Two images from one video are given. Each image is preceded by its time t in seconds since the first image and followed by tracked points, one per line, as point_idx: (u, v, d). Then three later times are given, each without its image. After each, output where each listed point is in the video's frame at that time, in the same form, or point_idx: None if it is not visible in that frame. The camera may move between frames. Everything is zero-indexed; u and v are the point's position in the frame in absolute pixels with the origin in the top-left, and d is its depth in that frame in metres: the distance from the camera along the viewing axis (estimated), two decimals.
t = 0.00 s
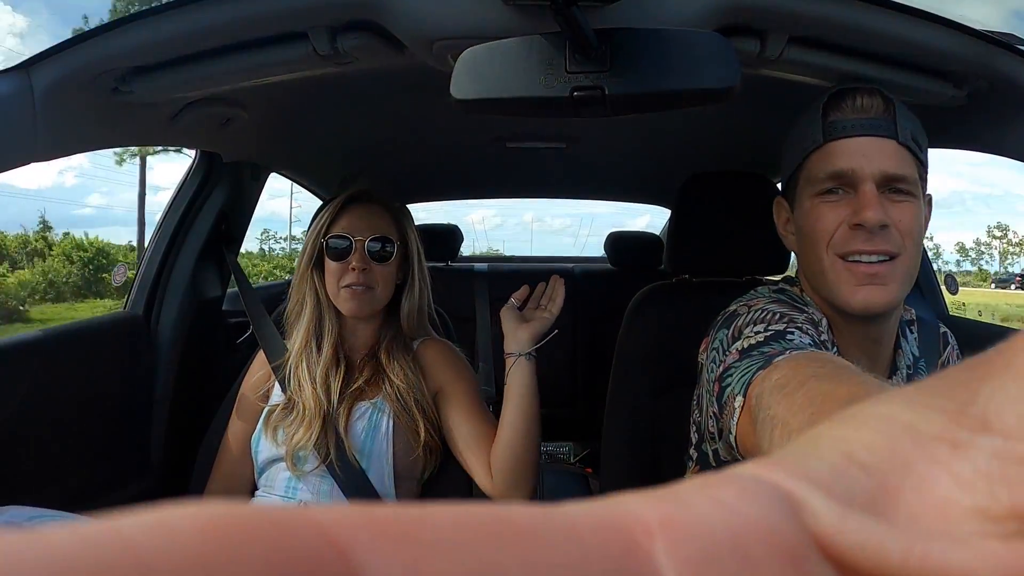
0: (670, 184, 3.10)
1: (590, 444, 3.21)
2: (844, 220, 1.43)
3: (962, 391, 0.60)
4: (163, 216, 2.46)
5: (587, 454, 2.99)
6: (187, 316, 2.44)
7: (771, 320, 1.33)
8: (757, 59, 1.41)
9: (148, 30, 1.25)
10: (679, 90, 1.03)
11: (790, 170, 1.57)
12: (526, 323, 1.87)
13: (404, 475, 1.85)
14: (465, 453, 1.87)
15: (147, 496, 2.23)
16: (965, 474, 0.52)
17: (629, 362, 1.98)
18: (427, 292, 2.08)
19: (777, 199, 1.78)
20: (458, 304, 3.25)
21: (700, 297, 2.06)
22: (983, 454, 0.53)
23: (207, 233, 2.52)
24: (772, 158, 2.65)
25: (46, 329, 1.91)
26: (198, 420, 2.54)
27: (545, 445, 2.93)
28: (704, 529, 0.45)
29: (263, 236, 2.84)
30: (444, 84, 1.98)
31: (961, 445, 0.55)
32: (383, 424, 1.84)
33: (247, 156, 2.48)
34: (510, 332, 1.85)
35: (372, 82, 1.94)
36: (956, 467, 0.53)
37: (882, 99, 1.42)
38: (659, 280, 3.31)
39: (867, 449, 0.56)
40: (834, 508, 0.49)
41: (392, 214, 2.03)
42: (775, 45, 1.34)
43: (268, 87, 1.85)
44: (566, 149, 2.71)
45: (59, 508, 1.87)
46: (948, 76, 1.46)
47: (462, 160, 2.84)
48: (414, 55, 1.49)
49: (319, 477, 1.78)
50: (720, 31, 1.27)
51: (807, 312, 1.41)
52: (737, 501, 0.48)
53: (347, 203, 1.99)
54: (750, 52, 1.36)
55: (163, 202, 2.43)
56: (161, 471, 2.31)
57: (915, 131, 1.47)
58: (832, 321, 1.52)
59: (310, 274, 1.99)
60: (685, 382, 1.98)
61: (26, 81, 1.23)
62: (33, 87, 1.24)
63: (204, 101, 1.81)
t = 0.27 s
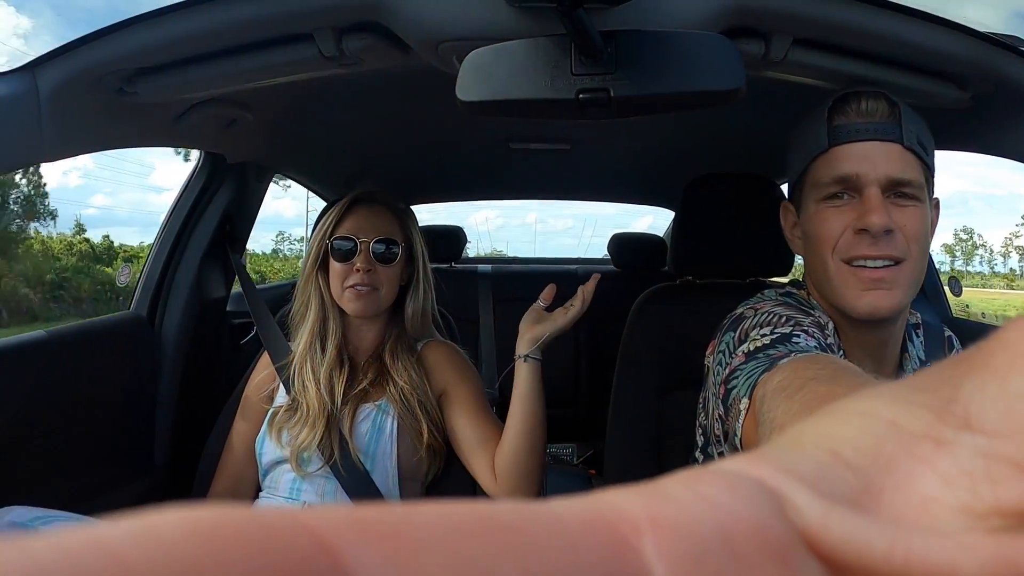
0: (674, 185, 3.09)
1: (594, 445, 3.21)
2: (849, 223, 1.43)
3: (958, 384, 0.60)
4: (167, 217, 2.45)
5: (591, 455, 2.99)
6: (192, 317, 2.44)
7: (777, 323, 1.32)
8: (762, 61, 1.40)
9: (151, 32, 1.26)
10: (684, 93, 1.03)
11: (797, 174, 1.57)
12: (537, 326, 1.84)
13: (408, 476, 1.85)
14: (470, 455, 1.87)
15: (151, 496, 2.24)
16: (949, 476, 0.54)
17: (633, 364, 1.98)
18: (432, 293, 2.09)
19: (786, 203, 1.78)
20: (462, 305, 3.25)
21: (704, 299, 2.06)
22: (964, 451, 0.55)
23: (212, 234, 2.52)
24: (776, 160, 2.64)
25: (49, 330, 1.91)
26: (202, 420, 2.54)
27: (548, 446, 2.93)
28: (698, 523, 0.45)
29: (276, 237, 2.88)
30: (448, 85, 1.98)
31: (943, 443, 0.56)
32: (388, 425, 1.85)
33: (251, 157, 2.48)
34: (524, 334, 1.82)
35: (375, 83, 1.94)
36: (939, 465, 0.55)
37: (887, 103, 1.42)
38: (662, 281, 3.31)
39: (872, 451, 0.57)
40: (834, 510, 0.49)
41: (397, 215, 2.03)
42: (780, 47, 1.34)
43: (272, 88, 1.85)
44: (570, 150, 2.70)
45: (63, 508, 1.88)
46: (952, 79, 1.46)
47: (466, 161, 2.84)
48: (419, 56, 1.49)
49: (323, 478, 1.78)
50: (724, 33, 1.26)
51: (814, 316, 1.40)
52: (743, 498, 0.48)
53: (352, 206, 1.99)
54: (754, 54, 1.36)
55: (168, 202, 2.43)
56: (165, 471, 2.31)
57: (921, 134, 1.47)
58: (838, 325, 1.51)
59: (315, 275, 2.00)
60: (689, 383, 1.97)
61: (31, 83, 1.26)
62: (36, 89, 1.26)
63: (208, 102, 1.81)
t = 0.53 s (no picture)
0: (677, 184, 3.09)
1: (597, 444, 3.20)
2: (855, 220, 1.42)
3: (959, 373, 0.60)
4: (172, 218, 2.46)
5: (594, 454, 2.99)
6: (196, 316, 2.44)
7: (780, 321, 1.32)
8: (765, 60, 1.40)
9: (155, 32, 1.26)
10: (688, 91, 1.03)
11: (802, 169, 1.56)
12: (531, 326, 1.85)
13: (412, 474, 1.86)
14: (473, 454, 1.87)
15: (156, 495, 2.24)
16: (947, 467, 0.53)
17: (637, 363, 1.98)
18: (436, 292, 2.09)
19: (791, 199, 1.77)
20: (465, 304, 3.25)
21: (708, 298, 2.06)
22: (959, 443, 0.55)
23: (216, 233, 2.53)
24: (780, 158, 2.64)
25: (54, 330, 1.92)
26: (207, 419, 2.55)
27: (552, 445, 2.93)
28: (696, 513, 0.45)
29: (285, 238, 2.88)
30: (452, 84, 1.98)
31: (938, 433, 0.56)
32: (392, 424, 1.85)
33: (255, 157, 2.48)
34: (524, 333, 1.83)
35: (379, 83, 1.94)
36: (933, 455, 0.55)
37: (893, 100, 1.41)
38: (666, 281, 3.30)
39: (874, 441, 0.57)
40: (835, 498, 0.49)
41: (401, 214, 2.04)
42: (784, 45, 1.34)
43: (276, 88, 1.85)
44: (573, 149, 2.70)
45: (68, 506, 1.88)
46: (956, 77, 1.45)
47: (470, 160, 2.84)
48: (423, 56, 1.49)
49: (327, 476, 1.78)
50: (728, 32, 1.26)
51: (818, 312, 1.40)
52: (744, 490, 0.48)
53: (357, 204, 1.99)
54: (758, 53, 1.35)
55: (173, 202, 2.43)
56: (170, 469, 2.32)
57: (926, 131, 1.46)
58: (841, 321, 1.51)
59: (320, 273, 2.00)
60: (693, 382, 1.97)
61: (36, 84, 1.26)
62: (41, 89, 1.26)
63: (211, 102, 1.82)
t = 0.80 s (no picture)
0: (682, 185, 3.08)
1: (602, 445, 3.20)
2: (856, 224, 1.42)
3: (960, 366, 0.60)
4: (176, 219, 2.46)
5: (598, 455, 2.98)
6: (201, 316, 2.45)
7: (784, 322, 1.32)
8: (771, 61, 1.39)
9: (159, 33, 1.26)
10: (694, 92, 1.02)
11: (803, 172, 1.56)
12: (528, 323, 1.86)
13: (416, 476, 1.86)
14: (478, 455, 1.87)
15: (161, 495, 2.24)
16: (974, 444, 0.53)
17: (641, 364, 1.98)
18: (441, 295, 2.09)
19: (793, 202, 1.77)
20: (470, 305, 3.24)
21: (714, 299, 2.06)
22: (984, 423, 0.54)
23: (221, 233, 2.54)
24: (786, 160, 2.63)
25: (60, 330, 1.92)
26: (211, 419, 2.55)
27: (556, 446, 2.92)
28: (715, 517, 0.45)
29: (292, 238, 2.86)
30: (456, 85, 1.98)
31: (961, 414, 0.55)
32: (396, 425, 1.85)
33: (260, 157, 2.49)
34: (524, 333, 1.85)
35: (384, 83, 1.94)
36: (957, 435, 0.54)
37: (893, 103, 1.41)
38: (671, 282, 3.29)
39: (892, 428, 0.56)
40: (861, 490, 0.48)
41: (408, 216, 2.04)
42: (789, 46, 1.33)
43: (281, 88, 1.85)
44: (578, 150, 2.70)
45: (73, 506, 1.89)
46: (963, 78, 1.44)
47: (474, 161, 2.83)
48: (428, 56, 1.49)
49: (331, 477, 1.78)
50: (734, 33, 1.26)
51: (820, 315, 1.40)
52: (765, 487, 0.47)
53: (362, 207, 2.00)
54: (763, 54, 1.34)
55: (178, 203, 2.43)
56: (175, 469, 2.32)
57: (927, 133, 1.46)
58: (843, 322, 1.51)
59: (325, 274, 2.00)
60: (698, 383, 1.97)
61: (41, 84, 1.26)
62: (48, 90, 1.28)
63: (216, 103, 1.82)
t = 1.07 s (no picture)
0: (686, 184, 3.08)
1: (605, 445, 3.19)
2: (855, 216, 1.43)
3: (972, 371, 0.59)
4: (180, 219, 2.46)
5: (602, 455, 2.98)
6: (204, 314, 2.45)
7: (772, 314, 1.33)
8: (775, 60, 1.39)
9: (162, 31, 1.26)
10: (699, 91, 1.02)
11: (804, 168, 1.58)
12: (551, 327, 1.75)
13: (418, 475, 1.86)
14: (481, 454, 1.85)
15: (164, 494, 2.25)
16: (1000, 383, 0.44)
17: (644, 364, 1.97)
18: (450, 297, 2.09)
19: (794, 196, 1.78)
20: (473, 304, 3.24)
21: (718, 299, 2.05)
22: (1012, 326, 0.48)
23: (225, 233, 2.53)
24: (790, 159, 2.62)
25: (65, 329, 1.92)
26: (214, 418, 2.55)
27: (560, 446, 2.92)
28: (802, 492, 0.43)
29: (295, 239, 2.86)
30: (459, 84, 1.98)
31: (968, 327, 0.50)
32: (398, 424, 1.85)
33: (263, 156, 2.49)
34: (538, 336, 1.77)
35: (387, 83, 1.94)
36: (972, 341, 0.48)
37: (892, 98, 1.43)
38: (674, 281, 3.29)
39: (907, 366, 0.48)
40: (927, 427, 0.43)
41: (421, 217, 2.03)
42: (793, 45, 1.33)
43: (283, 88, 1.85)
44: (582, 149, 2.70)
45: (76, 504, 1.89)
46: (966, 77, 1.44)
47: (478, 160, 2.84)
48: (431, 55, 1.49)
49: (334, 476, 1.78)
50: (738, 32, 1.26)
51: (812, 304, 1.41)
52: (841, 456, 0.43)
53: (375, 207, 1.99)
54: (766, 53, 1.34)
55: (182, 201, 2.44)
56: (178, 468, 2.32)
57: (926, 128, 1.47)
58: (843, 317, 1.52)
59: (333, 270, 2.00)
60: (702, 383, 1.96)
61: (44, 83, 1.26)
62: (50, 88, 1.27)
63: (219, 102, 1.82)
